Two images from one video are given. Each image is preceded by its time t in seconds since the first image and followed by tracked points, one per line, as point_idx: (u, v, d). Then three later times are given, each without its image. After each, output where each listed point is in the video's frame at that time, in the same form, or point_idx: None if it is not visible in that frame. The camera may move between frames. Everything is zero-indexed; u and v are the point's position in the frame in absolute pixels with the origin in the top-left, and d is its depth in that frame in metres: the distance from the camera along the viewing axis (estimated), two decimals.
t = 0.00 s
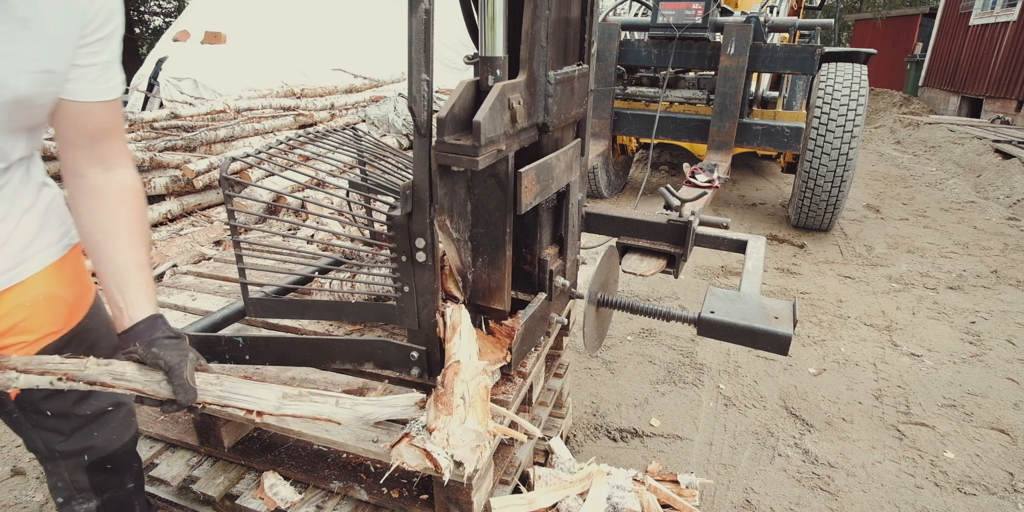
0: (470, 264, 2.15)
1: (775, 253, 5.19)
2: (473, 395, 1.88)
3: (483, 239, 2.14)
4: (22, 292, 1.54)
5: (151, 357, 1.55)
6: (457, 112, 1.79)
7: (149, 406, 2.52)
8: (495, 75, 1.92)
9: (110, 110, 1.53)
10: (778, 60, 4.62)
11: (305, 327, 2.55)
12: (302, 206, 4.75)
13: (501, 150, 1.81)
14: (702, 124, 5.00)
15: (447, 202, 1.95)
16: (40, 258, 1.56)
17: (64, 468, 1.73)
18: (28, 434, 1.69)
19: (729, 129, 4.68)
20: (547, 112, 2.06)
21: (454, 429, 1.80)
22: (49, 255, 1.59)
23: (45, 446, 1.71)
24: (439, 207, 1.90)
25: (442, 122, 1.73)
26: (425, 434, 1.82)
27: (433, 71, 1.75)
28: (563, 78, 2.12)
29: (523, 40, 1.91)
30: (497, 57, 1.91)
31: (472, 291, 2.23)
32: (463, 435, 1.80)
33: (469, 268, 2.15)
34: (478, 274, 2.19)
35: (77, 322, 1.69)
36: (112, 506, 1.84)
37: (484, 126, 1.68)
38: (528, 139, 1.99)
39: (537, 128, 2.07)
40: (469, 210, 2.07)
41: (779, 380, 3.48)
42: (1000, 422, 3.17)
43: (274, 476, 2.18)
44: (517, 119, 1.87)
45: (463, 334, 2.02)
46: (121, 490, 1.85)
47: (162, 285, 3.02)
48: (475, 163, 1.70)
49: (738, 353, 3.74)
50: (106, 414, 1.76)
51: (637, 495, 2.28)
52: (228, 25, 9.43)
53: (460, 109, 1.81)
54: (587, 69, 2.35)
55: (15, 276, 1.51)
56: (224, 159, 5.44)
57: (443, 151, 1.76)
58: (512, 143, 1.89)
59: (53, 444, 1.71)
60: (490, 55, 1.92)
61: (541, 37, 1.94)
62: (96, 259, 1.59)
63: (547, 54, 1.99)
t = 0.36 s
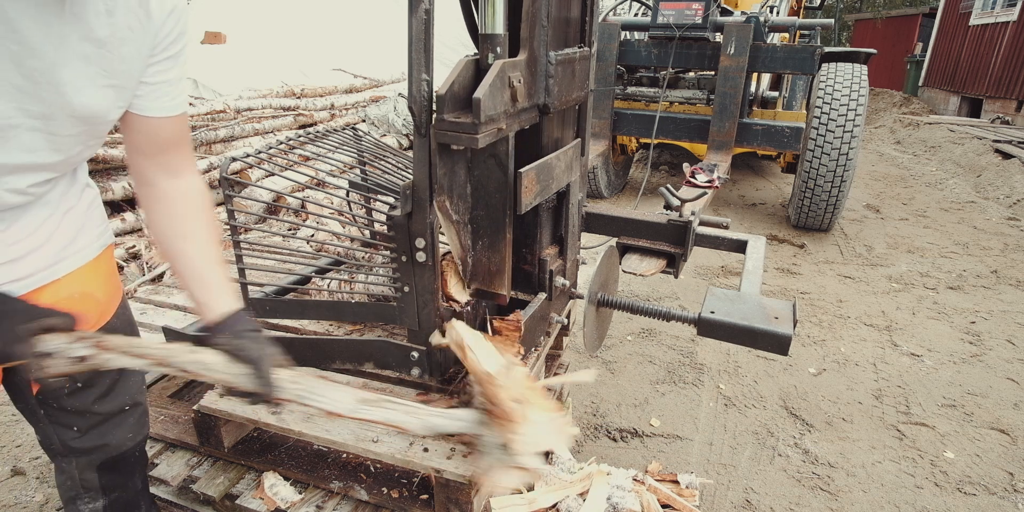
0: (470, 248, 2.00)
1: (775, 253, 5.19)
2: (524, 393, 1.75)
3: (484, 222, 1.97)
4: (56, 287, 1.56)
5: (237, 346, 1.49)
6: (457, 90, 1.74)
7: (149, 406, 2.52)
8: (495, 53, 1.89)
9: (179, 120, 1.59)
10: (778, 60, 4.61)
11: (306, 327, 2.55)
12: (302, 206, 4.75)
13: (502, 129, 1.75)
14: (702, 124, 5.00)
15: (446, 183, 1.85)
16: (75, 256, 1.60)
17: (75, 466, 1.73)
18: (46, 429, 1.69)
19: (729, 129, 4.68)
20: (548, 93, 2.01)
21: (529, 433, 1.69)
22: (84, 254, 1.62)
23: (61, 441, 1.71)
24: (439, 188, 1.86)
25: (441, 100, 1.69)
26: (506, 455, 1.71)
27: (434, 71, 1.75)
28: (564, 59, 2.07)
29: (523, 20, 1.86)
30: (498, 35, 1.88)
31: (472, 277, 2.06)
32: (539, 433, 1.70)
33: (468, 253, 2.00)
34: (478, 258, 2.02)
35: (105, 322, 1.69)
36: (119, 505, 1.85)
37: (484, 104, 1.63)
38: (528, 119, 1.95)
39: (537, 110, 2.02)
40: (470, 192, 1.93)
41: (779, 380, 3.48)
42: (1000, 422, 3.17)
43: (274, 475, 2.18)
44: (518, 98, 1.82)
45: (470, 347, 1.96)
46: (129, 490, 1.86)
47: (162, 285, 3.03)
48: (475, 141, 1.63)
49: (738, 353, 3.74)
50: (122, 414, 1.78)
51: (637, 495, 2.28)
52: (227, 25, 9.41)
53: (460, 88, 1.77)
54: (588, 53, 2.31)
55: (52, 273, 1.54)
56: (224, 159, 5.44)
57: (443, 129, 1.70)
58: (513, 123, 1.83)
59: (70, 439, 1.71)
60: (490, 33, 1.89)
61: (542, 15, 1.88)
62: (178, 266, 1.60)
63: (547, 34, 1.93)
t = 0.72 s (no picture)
0: (469, 231, 2.00)
1: (775, 253, 5.19)
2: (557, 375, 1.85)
3: (484, 205, 1.97)
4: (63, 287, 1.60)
5: (290, 315, 1.54)
6: (456, 68, 1.73)
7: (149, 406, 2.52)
8: (495, 30, 1.86)
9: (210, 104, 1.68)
10: (778, 59, 4.61)
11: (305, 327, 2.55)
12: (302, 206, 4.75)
13: (502, 107, 1.75)
14: (702, 124, 5.00)
15: (445, 162, 1.84)
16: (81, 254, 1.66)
17: (80, 464, 1.74)
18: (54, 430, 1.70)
19: (729, 129, 4.68)
20: (548, 73, 2.01)
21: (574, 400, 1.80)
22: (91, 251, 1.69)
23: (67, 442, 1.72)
24: (438, 168, 1.83)
25: (441, 77, 1.68)
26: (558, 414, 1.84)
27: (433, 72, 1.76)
28: (564, 40, 2.08)
29: None
30: (497, 12, 1.86)
31: (471, 259, 2.06)
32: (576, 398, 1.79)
33: (468, 235, 2.00)
34: (477, 242, 2.02)
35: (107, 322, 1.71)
36: (124, 504, 1.85)
37: (484, 80, 1.62)
38: (529, 100, 1.94)
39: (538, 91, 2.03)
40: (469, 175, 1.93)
41: (779, 380, 3.48)
42: (1000, 422, 3.17)
43: (274, 475, 2.18)
44: (518, 77, 1.81)
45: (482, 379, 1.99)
46: (134, 488, 1.86)
47: (162, 285, 3.03)
48: (475, 119, 1.63)
49: (738, 353, 3.74)
50: (128, 412, 1.80)
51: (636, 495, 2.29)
52: (227, 25, 9.40)
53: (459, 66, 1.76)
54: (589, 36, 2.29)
55: (60, 273, 1.60)
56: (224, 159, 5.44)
57: (442, 107, 1.70)
58: (513, 103, 1.82)
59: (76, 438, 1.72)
60: (490, 10, 1.86)
61: None
62: (220, 246, 1.64)
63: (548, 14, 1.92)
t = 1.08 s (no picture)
0: (469, 213, 1.96)
1: (775, 253, 5.19)
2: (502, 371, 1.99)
3: (484, 187, 1.93)
4: (50, 290, 1.55)
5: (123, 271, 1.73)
6: (455, 45, 1.70)
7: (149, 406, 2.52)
8: (495, 7, 1.80)
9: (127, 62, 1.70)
10: (778, 60, 4.61)
11: (305, 327, 2.55)
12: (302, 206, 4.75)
13: (502, 85, 1.72)
14: (702, 124, 5.00)
15: (445, 141, 1.81)
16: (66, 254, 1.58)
17: (80, 467, 1.74)
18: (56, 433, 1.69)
19: (729, 129, 4.68)
20: (548, 54, 1.98)
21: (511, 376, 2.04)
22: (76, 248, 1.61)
23: (69, 445, 1.71)
24: (436, 148, 1.80)
25: (440, 54, 1.65)
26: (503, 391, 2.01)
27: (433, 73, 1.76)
28: (565, 19, 2.03)
29: None
30: None
31: (471, 243, 2.02)
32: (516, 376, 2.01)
33: (467, 217, 1.96)
34: (477, 224, 1.99)
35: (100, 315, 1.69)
36: (127, 504, 1.84)
37: (484, 57, 1.60)
38: (529, 79, 1.91)
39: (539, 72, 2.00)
40: (469, 155, 1.90)
41: (779, 380, 3.48)
42: (1000, 422, 3.17)
43: (274, 475, 2.18)
44: (518, 56, 1.78)
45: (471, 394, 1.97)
46: (136, 487, 1.86)
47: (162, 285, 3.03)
48: (474, 96, 1.61)
49: (738, 353, 3.74)
50: (127, 411, 1.79)
51: (636, 495, 2.30)
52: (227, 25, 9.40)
53: (459, 43, 1.72)
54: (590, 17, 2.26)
55: (50, 271, 1.53)
56: (224, 159, 5.44)
57: (442, 84, 1.67)
58: (512, 82, 1.79)
59: (77, 440, 1.71)
60: None
61: None
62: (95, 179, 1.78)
63: None
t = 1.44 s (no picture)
0: (467, 196, 1.93)
1: (775, 253, 5.19)
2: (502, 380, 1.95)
3: (484, 168, 1.91)
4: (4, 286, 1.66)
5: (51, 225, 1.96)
6: (454, 20, 1.66)
7: (149, 406, 2.52)
8: None
9: None
10: (778, 60, 4.61)
11: (305, 327, 2.56)
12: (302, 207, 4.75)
13: (502, 62, 1.71)
14: (701, 124, 5.00)
15: (444, 119, 1.78)
16: (8, 251, 1.69)
17: (62, 478, 1.77)
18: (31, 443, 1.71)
19: (729, 129, 4.68)
20: (549, 34, 1.98)
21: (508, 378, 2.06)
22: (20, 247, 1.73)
23: (45, 453, 1.73)
24: (436, 126, 1.77)
25: (439, 29, 1.62)
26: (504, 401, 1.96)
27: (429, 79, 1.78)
28: None
29: None
30: None
31: (470, 225, 1.99)
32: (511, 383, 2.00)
33: (467, 198, 1.93)
34: (477, 206, 1.96)
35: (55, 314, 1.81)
36: (116, 506, 1.89)
37: (483, 31, 1.58)
38: (529, 58, 1.90)
39: (539, 52, 1.99)
40: (467, 136, 1.88)
41: (779, 380, 3.48)
42: (1000, 422, 3.17)
43: (273, 475, 2.18)
44: (518, 33, 1.77)
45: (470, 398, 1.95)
46: (124, 488, 1.90)
47: (162, 286, 3.03)
48: (474, 72, 1.59)
49: (738, 353, 3.74)
50: (101, 413, 1.82)
51: (637, 495, 2.29)
52: (227, 24, 9.39)
53: (457, 18, 1.67)
54: None
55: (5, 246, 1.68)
56: (224, 159, 5.44)
57: (442, 60, 1.65)
58: (512, 60, 1.78)
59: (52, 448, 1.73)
60: None
61: None
62: None
63: None
